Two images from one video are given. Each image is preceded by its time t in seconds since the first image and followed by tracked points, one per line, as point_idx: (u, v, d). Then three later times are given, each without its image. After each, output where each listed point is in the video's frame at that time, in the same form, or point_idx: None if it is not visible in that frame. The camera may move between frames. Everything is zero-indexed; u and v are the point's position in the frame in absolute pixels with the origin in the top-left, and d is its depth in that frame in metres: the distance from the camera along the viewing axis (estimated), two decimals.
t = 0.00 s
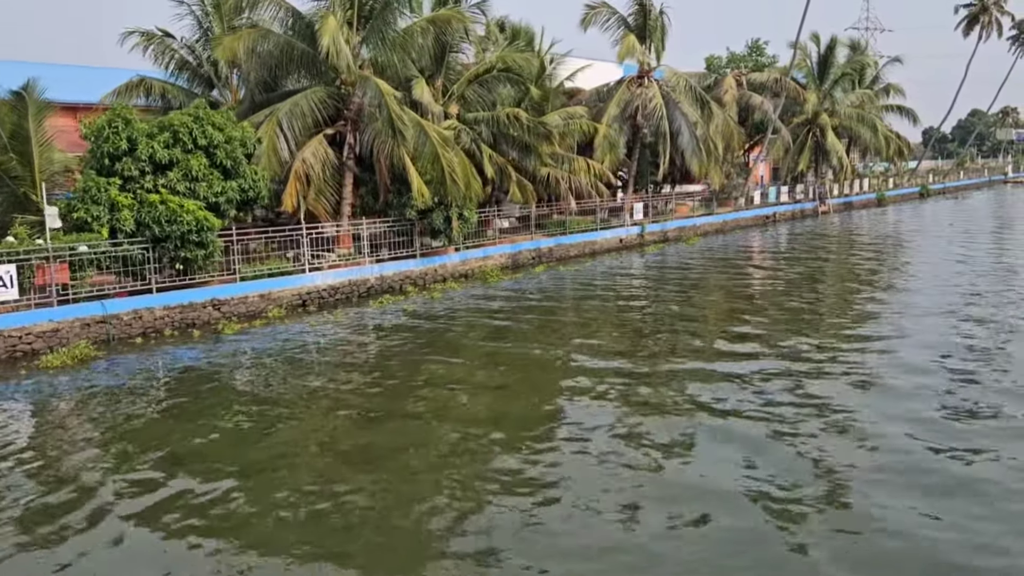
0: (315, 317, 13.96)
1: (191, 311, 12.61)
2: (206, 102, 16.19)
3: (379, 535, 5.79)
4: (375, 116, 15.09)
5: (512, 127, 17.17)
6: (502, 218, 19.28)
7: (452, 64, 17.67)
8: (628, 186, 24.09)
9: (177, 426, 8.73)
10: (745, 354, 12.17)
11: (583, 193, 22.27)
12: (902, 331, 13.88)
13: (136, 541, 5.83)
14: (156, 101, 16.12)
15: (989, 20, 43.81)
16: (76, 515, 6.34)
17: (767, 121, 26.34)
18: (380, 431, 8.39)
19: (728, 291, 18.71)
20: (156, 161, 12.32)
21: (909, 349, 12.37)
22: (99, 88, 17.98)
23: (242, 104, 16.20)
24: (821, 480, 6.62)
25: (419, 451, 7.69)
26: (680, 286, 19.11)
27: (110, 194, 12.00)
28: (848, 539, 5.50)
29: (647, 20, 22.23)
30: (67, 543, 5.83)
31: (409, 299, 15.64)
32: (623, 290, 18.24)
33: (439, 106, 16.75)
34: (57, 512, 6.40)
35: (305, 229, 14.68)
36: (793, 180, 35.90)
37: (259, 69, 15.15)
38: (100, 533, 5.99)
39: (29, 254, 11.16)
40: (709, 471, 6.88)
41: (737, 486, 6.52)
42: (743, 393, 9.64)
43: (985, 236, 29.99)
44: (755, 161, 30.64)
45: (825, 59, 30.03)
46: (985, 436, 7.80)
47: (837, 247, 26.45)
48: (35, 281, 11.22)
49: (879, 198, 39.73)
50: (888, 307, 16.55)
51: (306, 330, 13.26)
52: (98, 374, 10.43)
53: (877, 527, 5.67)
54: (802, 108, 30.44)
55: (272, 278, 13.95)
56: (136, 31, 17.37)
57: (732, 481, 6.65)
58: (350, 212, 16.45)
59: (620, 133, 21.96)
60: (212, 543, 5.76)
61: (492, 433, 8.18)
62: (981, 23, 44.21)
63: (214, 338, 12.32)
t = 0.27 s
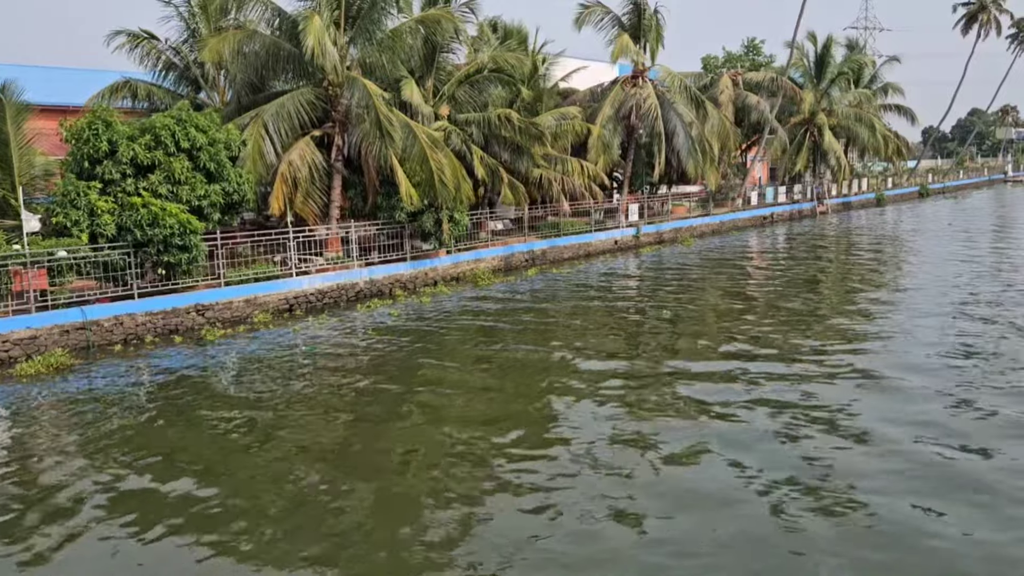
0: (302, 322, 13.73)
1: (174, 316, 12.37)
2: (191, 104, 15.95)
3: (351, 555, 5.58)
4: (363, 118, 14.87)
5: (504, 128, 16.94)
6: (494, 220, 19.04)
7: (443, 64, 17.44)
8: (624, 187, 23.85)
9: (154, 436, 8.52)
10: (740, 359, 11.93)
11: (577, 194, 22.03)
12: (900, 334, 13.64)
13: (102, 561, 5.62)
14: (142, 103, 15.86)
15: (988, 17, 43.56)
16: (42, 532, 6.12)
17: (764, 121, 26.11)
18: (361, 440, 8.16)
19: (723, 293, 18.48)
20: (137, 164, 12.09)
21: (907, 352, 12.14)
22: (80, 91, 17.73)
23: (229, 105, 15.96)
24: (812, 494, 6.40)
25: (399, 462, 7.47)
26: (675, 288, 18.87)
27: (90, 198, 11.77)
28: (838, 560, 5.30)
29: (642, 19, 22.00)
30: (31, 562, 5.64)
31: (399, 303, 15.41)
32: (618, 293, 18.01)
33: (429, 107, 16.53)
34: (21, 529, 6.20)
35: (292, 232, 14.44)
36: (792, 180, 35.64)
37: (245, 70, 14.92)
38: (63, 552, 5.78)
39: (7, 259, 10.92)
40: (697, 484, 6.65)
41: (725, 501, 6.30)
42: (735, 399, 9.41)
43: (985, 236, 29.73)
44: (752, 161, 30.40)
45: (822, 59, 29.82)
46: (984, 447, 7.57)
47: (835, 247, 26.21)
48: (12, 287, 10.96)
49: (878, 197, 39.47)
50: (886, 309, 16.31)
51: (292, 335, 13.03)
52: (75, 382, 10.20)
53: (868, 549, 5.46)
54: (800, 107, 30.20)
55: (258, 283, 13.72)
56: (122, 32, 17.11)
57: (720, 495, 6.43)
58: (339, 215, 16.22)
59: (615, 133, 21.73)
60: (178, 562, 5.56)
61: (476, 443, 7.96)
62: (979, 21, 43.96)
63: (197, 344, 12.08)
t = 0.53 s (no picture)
0: (290, 326, 13.55)
1: (159, 322, 12.18)
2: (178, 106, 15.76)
3: (327, 568, 5.40)
4: (352, 119, 14.71)
5: (496, 129, 16.76)
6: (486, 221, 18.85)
7: (434, 65, 17.27)
8: (619, 188, 23.66)
9: (133, 445, 8.32)
10: (734, 361, 11.73)
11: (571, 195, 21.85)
12: (898, 334, 13.43)
13: None
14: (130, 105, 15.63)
15: (985, 16, 43.43)
16: (10, 546, 5.94)
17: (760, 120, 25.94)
18: (344, 448, 7.97)
19: (719, 294, 18.29)
20: (121, 167, 11.94)
21: (904, 353, 11.94)
22: (63, 95, 17.53)
23: (217, 107, 15.77)
24: (806, 503, 6.22)
25: (382, 470, 7.28)
26: (671, 289, 18.68)
27: (73, 203, 11.59)
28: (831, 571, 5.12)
29: (636, 18, 21.83)
30: None
31: (389, 307, 15.23)
32: (612, 295, 17.82)
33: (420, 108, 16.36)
34: None
35: (280, 235, 14.27)
36: (789, 180, 35.46)
37: (233, 72, 14.73)
38: (31, 566, 5.61)
39: None
40: (687, 492, 6.47)
41: (716, 510, 6.12)
42: (729, 403, 9.23)
43: (984, 235, 29.55)
44: (748, 161, 30.22)
45: (818, 58, 29.67)
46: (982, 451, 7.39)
47: (833, 247, 26.02)
48: None
49: (876, 197, 39.30)
50: (883, 309, 16.11)
51: (280, 340, 12.84)
52: (56, 390, 10.01)
53: (861, 559, 5.28)
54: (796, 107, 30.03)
55: (246, 286, 13.53)
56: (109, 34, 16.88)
57: (710, 504, 6.25)
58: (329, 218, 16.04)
59: (609, 133, 21.55)
60: None
61: (462, 450, 7.77)
62: (977, 19, 43.80)
63: (182, 350, 11.89)
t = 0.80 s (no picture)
0: (275, 332, 13.31)
1: (140, 328, 11.94)
2: (161, 108, 15.51)
3: None
4: (337, 121, 14.50)
5: (485, 129, 16.53)
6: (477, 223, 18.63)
7: (422, 65, 17.04)
8: (612, 189, 23.44)
9: (106, 456, 8.08)
10: (727, 364, 11.49)
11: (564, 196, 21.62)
12: (894, 335, 13.20)
13: None
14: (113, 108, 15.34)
15: (981, 13, 43.24)
16: None
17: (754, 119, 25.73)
18: (322, 458, 7.72)
19: (713, 295, 18.07)
20: (100, 170, 11.77)
21: (900, 355, 11.70)
22: (44, 99, 17.27)
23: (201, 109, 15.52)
24: (798, 514, 5.98)
25: (360, 482, 7.03)
26: (665, 290, 18.46)
27: (50, 207, 11.34)
28: None
29: (628, 17, 21.61)
30: None
31: (377, 311, 15.00)
32: (605, 297, 17.59)
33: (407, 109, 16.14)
34: None
35: (265, 239, 14.04)
36: (785, 179, 35.26)
37: (215, 73, 14.48)
38: None
39: None
40: (674, 504, 6.23)
41: (703, 523, 5.88)
42: (719, 408, 8.99)
43: (981, 233, 29.35)
44: (744, 160, 30.01)
45: (813, 56, 29.48)
46: (980, 456, 7.16)
47: (829, 247, 25.82)
48: None
49: (873, 196, 39.10)
50: (880, 309, 15.88)
51: (264, 345, 12.60)
52: (29, 400, 9.77)
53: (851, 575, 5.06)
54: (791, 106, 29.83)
55: (230, 291, 13.30)
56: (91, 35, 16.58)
57: (698, 516, 6.01)
58: (315, 221, 15.80)
59: (601, 133, 21.32)
60: None
61: (444, 460, 7.53)
62: (972, 16, 43.63)
63: (163, 357, 11.65)
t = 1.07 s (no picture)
0: (257, 338, 13.07)
1: (118, 335, 11.70)
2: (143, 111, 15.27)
3: None
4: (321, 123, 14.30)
5: (473, 131, 16.32)
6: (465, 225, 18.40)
7: (409, 66, 16.83)
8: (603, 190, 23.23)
9: (75, 468, 7.84)
10: (717, 367, 11.28)
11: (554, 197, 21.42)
12: (888, 337, 12.99)
13: None
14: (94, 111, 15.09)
15: (974, 11, 43.14)
16: None
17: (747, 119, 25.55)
18: (300, 469, 7.48)
19: (705, 297, 17.86)
20: (76, 174, 11.52)
21: (895, 356, 11.50)
22: (23, 104, 17.01)
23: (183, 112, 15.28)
24: (787, 525, 5.76)
25: (337, 494, 6.80)
26: (656, 292, 18.26)
27: (23, 213, 11.10)
28: None
29: (618, 17, 21.40)
30: None
31: (363, 315, 14.77)
32: (596, 299, 17.39)
33: (394, 110, 15.94)
34: None
35: (247, 244, 13.82)
36: (778, 180, 35.10)
37: (196, 75, 14.24)
38: None
39: None
40: (661, 514, 6.01)
41: (690, 534, 5.66)
42: (708, 413, 8.77)
43: (976, 232, 29.20)
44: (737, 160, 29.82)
45: (805, 55, 29.32)
46: (977, 463, 6.97)
47: (823, 247, 25.64)
48: None
49: (867, 196, 38.96)
50: (874, 310, 15.68)
51: (246, 352, 12.36)
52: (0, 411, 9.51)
53: None
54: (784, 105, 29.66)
55: (211, 297, 13.07)
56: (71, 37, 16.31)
57: (685, 527, 5.80)
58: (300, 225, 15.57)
59: (592, 134, 21.11)
60: None
61: (424, 469, 7.30)
62: (966, 15, 43.53)
63: (141, 364, 11.40)
